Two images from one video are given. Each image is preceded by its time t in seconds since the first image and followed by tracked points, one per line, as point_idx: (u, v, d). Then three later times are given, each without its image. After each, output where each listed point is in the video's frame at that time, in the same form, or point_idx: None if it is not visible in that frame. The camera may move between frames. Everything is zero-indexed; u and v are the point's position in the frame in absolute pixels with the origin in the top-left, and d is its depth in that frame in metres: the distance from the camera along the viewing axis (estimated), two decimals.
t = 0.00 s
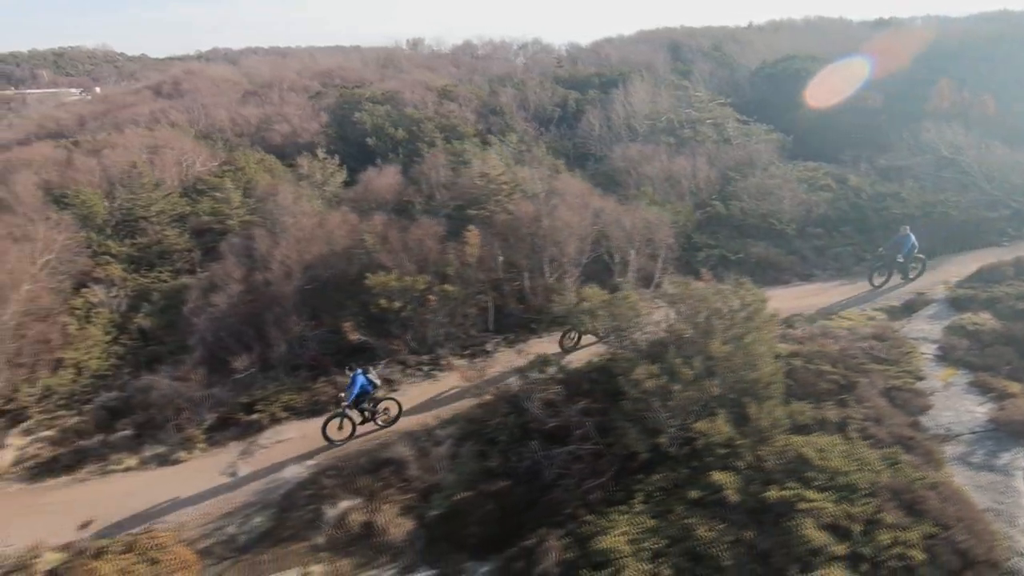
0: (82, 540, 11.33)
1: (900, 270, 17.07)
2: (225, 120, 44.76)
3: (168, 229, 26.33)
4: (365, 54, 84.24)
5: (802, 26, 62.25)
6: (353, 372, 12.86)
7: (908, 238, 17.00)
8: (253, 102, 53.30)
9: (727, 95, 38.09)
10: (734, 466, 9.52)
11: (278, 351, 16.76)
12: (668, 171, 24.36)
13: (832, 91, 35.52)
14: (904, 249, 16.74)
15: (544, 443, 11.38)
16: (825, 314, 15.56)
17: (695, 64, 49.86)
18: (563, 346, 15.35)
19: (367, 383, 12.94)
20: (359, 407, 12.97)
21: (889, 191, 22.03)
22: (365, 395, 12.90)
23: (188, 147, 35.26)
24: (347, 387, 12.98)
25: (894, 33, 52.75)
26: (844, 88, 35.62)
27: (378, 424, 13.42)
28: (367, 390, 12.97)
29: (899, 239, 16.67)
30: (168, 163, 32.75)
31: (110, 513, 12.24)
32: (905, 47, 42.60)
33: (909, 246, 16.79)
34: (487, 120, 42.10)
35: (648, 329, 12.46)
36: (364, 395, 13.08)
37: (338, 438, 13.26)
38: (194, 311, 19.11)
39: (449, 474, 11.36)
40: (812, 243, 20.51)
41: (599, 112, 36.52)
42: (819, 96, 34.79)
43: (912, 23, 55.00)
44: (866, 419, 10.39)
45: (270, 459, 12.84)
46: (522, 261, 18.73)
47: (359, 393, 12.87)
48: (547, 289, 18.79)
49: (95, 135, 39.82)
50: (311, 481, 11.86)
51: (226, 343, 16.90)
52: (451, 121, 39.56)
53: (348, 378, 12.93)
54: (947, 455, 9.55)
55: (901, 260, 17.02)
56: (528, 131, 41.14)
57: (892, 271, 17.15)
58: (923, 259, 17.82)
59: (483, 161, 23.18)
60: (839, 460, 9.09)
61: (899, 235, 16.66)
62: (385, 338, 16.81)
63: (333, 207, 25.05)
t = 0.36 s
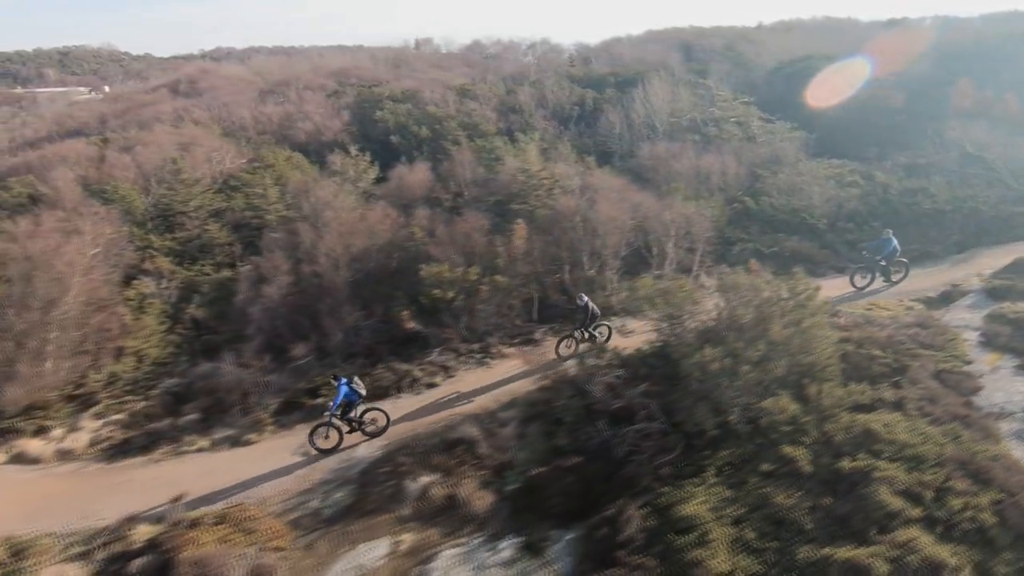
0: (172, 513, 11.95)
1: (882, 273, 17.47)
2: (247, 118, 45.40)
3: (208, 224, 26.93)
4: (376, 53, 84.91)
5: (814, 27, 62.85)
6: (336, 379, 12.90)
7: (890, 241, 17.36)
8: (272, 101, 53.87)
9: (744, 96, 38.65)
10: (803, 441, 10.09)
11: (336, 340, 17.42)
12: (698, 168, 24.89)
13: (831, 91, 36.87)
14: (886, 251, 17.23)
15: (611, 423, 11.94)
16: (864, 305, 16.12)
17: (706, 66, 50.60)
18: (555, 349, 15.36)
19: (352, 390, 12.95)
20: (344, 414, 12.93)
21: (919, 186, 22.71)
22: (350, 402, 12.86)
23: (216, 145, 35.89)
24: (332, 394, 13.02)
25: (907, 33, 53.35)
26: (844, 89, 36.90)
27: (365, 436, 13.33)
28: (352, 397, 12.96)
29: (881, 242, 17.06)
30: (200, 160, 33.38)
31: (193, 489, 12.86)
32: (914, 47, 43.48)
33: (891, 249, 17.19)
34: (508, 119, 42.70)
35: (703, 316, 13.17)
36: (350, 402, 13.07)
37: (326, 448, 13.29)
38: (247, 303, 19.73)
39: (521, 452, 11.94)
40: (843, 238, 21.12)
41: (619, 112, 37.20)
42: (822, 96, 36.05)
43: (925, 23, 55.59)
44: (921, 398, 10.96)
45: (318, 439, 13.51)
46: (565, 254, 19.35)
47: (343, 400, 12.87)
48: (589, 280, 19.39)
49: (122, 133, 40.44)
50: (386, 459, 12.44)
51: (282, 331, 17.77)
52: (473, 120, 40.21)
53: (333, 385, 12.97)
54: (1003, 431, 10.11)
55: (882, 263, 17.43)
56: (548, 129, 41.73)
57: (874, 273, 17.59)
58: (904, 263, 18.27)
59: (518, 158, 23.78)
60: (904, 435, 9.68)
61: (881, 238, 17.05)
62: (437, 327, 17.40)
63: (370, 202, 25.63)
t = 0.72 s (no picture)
0: (261, 486, 12.69)
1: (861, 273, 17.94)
2: (269, 117, 46.07)
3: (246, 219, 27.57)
4: (387, 52, 85.62)
5: (822, 27, 63.77)
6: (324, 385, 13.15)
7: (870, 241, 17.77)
8: (289, 100, 54.51)
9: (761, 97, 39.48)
10: (864, 413, 10.87)
11: (391, 328, 18.18)
12: (727, 164, 25.60)
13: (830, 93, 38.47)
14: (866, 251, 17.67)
15: (675, 401, 12.70)
16: (901, 293, 16.84)
17: (718, 67, 51.42)
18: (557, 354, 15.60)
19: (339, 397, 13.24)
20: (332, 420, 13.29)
21: (944, 181, 23.74)
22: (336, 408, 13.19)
23: (245, 144, 36.61)
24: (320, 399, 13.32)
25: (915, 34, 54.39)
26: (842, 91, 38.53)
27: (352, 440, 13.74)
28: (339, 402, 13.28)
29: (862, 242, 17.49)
30: (231, 158, 34.06)
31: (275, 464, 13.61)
32: (919, 50, 44.73)
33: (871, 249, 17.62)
34: (527, 117, 43.45)
35: (755, 302, 13.95)
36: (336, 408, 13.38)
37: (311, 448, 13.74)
38: (299, 295, 20.46)
39: (590, 428, 12.69)
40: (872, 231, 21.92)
41: (638, 111, 38.09)
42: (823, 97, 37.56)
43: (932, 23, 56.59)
44: (970, 376, 11.74)
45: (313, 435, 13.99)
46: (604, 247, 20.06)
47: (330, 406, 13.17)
48: (629, 271, 20.18)
49: (148, 131, 41.07)
50: (460, 436, 13.20)
51: (337, 320, 18.59)
52: (495, 119, 41.00)
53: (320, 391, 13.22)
54: None
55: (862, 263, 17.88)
56: (567, 127, 42.46)
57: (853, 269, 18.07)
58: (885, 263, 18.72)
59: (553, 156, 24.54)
60: (961, 410, 10.49)
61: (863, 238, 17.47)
62: (488, 315, 18.15)
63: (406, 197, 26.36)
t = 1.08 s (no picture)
0: (347, 459, 13.45)
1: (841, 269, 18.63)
2: (291, 116, 46.76)
3: (287, 213, 28.31)
4: (396, 51, 86.27)
5: (830, 28, 64.83)
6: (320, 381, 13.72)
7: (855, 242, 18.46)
8: (307, 100, 55.19)
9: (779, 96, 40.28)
10: (923, 387, 11.76)
11: (448, 316, 19.01)
12: (757, 160, 26.32)
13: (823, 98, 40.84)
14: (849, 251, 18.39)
15: (738, 380, 13.51)
16: (938, 280, 17.73)
17: (733, 67, 52.29)
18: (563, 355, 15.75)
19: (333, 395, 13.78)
20: (324, 415, 13.82)
21: (970, 176, 25.35)
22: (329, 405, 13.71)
23: (275, 142, 37.36)
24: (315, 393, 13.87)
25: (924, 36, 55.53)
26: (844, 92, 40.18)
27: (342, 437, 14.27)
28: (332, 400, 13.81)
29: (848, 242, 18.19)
30: (263, 155, 34.75)
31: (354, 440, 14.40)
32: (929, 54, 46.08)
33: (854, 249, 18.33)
34: (548, 116, 44.28)
35: (807, 287, 14.77)
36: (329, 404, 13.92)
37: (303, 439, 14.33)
38: (352, 284, 21.26)
39: (657, 405, 13.50)
40: (902, 224, 23.05)
41: (659, 111, 38.91)
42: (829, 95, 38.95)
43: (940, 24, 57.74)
44: (1017, 352, 12.63)
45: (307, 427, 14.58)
46: (652, 238, 21.10)
47: (323, 403, 13.71)
48: (671, 261, 21.05)
49: (175, 130, 41.72)
50: (533, 413, 14.01)
51: (395, 310, 19.48)
52: (517, 118, 41.86)
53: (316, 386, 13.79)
54: None
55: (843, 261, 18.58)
56: (587, 125, 43.28)
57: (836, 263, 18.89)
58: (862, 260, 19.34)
59: (589, 154, 25.37)
60: (1015, 383, 11.40)
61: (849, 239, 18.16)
62: (541, 304, 19.03)
63: (444, 192, 27.14)
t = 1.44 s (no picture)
0: (435, 433, 14.34)
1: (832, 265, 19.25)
2: (316, 112, 47.50)
3: (332, 207, 29.18)
4: (408, 50, 86.98)
5: (842, 30, 65.96)
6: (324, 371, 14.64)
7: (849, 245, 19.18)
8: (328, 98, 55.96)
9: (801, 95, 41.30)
10: (982, 365, 12.87)
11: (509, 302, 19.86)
12: (791, 155, 27.14)
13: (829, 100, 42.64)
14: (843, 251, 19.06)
15: (802, 358, 14.39)
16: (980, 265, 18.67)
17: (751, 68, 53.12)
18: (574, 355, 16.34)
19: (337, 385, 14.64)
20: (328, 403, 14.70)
21: (998, 171, 26.71)
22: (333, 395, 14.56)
23: (308, 140, 38.23)
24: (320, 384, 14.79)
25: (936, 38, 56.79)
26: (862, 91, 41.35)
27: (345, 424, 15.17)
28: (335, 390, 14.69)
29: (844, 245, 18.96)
30: (300, 152, 35.62)
31: (436, 416, 15.28)
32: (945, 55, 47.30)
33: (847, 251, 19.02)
34: (571, 114, 45.15)
35: (861, 276, 15.77)
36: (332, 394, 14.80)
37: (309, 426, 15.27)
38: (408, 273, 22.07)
39: (726, 381, 14.38)
40: (936, 217, 24.29)
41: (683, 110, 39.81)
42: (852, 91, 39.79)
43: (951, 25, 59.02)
44: None
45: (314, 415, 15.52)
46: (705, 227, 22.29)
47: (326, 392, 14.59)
48: (716, 251, 21.96)
49: (207, 128, 42.52)
50: (607, 390, 14.90)
51: (457, 300, 20.58)
52: (542, 116, 42.79)
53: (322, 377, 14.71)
54: None
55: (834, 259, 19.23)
56: (609, 122, 44.12)
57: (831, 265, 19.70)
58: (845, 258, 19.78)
59: (629, 151, 26.29)
60: None
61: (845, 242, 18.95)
62: (597, 291, 19.97)
63: (485, 187, 28.03)
